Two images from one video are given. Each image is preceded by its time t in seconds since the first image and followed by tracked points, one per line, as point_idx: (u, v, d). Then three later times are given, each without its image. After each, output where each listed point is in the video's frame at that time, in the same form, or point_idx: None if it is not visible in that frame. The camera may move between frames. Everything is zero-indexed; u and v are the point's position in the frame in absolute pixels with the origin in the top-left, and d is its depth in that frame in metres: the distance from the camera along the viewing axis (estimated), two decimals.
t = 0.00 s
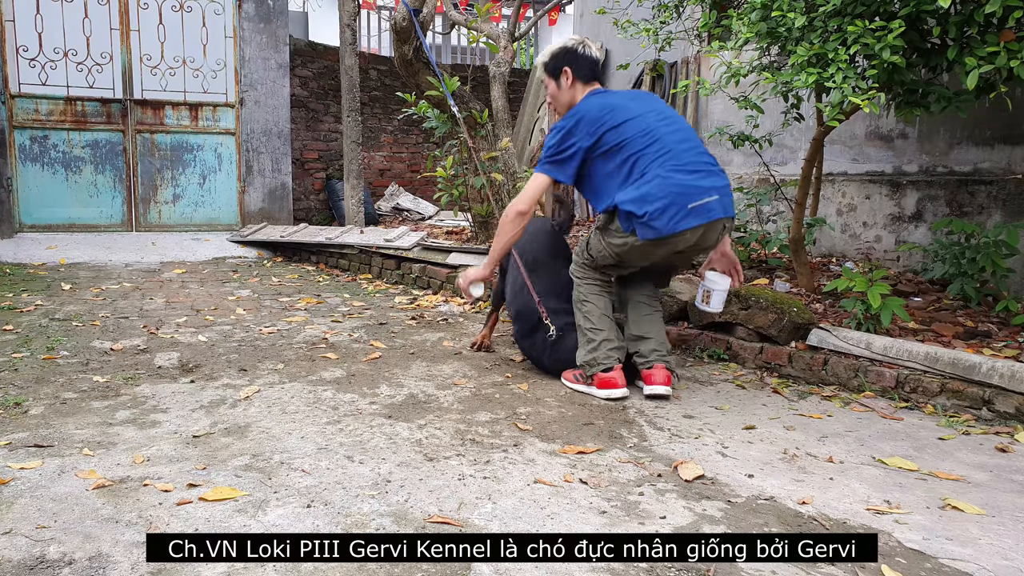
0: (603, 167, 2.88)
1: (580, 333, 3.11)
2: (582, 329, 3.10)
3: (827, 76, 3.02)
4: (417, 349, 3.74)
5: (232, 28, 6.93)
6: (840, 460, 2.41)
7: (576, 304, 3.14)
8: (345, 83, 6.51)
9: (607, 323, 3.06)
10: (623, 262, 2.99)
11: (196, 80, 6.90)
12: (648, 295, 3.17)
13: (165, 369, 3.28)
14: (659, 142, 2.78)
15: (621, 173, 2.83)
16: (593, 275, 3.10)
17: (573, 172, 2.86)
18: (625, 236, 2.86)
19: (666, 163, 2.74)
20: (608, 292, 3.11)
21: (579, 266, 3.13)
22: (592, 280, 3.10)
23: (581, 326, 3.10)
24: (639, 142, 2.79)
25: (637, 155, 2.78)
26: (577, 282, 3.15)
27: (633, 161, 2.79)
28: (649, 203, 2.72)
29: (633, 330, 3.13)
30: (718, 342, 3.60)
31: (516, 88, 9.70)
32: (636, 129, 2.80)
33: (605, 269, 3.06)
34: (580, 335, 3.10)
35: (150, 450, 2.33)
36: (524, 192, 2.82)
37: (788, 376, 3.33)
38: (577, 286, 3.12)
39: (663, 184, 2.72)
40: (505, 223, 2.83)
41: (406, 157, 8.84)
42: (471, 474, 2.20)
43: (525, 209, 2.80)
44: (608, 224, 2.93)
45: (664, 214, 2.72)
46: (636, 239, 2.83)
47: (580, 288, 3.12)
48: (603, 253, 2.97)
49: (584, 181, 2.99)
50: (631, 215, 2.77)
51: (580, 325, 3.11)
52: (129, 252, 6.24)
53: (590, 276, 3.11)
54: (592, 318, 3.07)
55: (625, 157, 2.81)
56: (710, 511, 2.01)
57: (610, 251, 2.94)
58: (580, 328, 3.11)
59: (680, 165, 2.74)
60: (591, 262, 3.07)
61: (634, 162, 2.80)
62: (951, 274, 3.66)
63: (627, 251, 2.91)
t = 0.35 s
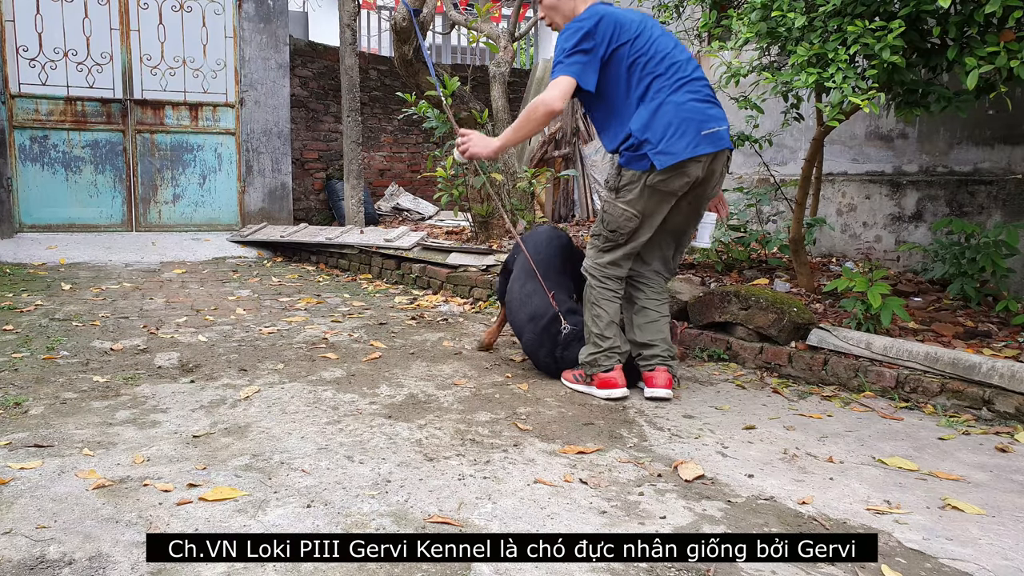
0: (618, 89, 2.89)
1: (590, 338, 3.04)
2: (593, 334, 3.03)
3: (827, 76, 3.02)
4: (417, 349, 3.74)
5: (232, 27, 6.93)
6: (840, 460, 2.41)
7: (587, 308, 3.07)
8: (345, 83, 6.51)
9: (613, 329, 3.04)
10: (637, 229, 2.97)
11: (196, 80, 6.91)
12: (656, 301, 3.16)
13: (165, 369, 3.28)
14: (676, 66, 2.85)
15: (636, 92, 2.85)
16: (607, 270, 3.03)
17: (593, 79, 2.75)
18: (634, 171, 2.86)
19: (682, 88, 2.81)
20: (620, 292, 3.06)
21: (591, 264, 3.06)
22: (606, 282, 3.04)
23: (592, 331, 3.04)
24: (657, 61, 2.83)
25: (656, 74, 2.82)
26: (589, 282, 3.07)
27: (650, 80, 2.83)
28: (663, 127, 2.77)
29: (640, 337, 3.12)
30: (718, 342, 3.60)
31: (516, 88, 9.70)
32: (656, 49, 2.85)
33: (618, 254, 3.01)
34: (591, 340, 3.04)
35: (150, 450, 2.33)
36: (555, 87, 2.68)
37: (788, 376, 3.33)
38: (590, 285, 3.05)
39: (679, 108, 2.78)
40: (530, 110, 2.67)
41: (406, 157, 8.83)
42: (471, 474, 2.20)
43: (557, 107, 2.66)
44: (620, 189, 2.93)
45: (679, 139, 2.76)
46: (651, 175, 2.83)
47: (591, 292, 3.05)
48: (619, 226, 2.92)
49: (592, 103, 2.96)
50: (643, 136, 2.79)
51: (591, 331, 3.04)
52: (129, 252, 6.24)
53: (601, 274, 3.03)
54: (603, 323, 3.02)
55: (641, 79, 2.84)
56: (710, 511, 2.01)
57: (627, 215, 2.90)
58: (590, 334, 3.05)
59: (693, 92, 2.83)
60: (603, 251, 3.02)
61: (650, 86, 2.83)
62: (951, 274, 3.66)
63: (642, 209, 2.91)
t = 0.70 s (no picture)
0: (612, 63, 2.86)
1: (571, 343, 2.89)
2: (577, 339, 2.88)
3: (827, 76, 3.02)
4: (417, 349, 3.74)
5: (232, 28, 6.93)
6: (840, 460, 2.41)
7: (568, 312, 2.90)
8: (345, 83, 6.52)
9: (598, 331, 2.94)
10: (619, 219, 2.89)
11: (196, 80, 6.91)
12: (658, 304, 3.12)
13: (165, 369, 3.28)
14: (672, 50, 2.86)
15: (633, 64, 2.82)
16: (594, 269, 2.88)
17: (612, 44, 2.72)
18: (618, 151, 2.80)
19: (675, 73, 2.82)
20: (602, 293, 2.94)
21: (570, 264, 2.89)
22: (590, 284, 2.89)
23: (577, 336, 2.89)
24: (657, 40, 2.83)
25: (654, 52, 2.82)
26: (568, 283, 2.89)
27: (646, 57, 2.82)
28: (652, 107, 2.75)
29: (641, 340, 3.11)
30: (718, 342, 3.60)
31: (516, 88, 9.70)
32: (657, 27, 2.85)
33: (603, 250, 2.89)
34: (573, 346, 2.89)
35: (150, 450, 2.33)
36: (578, 44, 2.63)
37: (788, 376, 3.33)
38: (575, 287, 2.87)
39: (668, 94, 2.78)
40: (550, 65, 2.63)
41: (406, 157, 8.83)
42: (471, 474, 2.20)
43: (582, 68, 2.63)
44: (602, 179, 2.82)
45: (666, 125, 2.75)
46: (637, 159, 2.78)
47: (574, 295, 2.88)
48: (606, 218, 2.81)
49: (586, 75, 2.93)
50: (630, 115, 2.75)
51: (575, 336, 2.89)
52: (129, 252, 6.24)
53: (587, 275, 2.87)
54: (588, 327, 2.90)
55: (635, 58, 2.82)
56: (710, 511, 2.01)
57: (614, 205, 2.80)
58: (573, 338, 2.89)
59: (683, 81, 2.85)
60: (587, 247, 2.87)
61: (642, 66, 2.81)
62: (951, 274, 3.66)
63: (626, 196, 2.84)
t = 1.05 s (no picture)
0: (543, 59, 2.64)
1: (485, 368, 2.59)
2: (491, 365, 2.58)
3: (827, 76, 3.02)
4: (417, 349, 3.74)
5: (232, 27, 6.93)
6: (840, 460, 2.41)
7: (491, 335, 2.58)
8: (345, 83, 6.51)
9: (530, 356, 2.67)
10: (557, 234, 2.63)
11: (196, 80, 6.91)
12: (645, 309, 3.03)
13: (165, 369, 3.28)
14: (605, 42, 2.65)
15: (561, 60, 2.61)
16: (535, 291, 2.60)
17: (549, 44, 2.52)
18: (546, 155, 2.61)
19: (607, 69, 2.61)
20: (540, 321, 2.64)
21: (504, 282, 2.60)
22: (530, 306, 2.60)
23: (496, 361, 2.58)
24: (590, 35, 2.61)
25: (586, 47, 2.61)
26: (500, 303, 2.59)
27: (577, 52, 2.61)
28: (581, 109, 2.55)
29: (633, 348, 3.05)
30: (718, 342, 3.60)
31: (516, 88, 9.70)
32: (590, 21, 2.62)
33: (538, 268, 2.59)
34: (491, 371, 2.59)
35: (150, 450, 2.33)
36: (529, 37, 2.42)
37: (788, 376, 3.32)
38: (506, 306, 2.57)
39: (598, 91, 2.58)
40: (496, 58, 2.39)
41: (406, 157, 8.83)
42: (471, 474, 2.20)
43: (535, 60, 2.43)
44: (537, 185, 2.59)
45: (595, 125, 2.55)
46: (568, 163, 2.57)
47: (506, 318, 2.57)
48: (541, 228, 2.54)
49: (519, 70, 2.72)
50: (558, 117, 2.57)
51: (491, 361, 2.59)
52: (129, 251, 6.24)
53: (526, 297, 2.58)
54: (512, 356, 2.61)
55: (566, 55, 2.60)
56: (710, 511, 2.01)
57: (550, 212, 2.55)
58: (489, 363, 2.58)
59: (616, 76, 2.64)
60: (525, 265, 2.57)
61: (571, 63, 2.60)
62: (951, 274, 3.66)
63: (562, 207, 2.59)
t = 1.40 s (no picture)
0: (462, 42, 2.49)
1: (474, 372, 2.58)
2: (480, 368, 2.57)
3: (827, 76, 3.02)
4: (416, 349, 3.74)
5: (231, 27, 6.93)
6: (840, 460, 2.41)
7: (469, 340, 2.55)
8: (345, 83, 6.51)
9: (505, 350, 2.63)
10: (505, 222, 2.52)
11: (196, 80, 6.90)
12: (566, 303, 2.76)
13: (165, 369, 3.28)
14: (523, 24, 2.54)
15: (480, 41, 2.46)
16: (499, 285, 2.53)
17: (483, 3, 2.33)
18: (479, 141, 2.44)
19: (528, 49, 2.51)
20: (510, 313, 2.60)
21: (467, 286, 2.53)
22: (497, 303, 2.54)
23: (483, 363, 2.57)
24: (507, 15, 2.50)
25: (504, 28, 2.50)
26: (468, 307, 2.53)
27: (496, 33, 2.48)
28: (507, 91, 2.43)
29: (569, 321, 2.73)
30: (718, 342, 3.60)
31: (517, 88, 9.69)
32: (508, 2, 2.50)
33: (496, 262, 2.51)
34: (480, 373, 2.58)
35: (150, 450, 2.33)
36: None
37: (788, 376, 3.32)
38: (478, 310, 2.51)
39: (523, 71, 2.46)
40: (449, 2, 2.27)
41: (405, 157, 8.83)
42: (471, 474, 2.20)
43: None
44: (474, 178, 2.44)
45: (524, 106, 2.44)
46: (502, 147, 2.45)
47: (479, 321, 2.53)
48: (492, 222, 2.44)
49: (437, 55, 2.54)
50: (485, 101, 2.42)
51: (478, 364, 2.57)
52: (128, 251, 6.24)
53: (492, 293, 2.52)
54: (495, 352, 2.58)
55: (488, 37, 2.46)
56: (710, 511, 2.01)
57: (497, 203, 2.44)
58: (475, 367, 2.58)
59: (536, 58, 2.55)
60: (482, 263, 2.49)
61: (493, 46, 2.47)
62: (951, 274, 3.66)
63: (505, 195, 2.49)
